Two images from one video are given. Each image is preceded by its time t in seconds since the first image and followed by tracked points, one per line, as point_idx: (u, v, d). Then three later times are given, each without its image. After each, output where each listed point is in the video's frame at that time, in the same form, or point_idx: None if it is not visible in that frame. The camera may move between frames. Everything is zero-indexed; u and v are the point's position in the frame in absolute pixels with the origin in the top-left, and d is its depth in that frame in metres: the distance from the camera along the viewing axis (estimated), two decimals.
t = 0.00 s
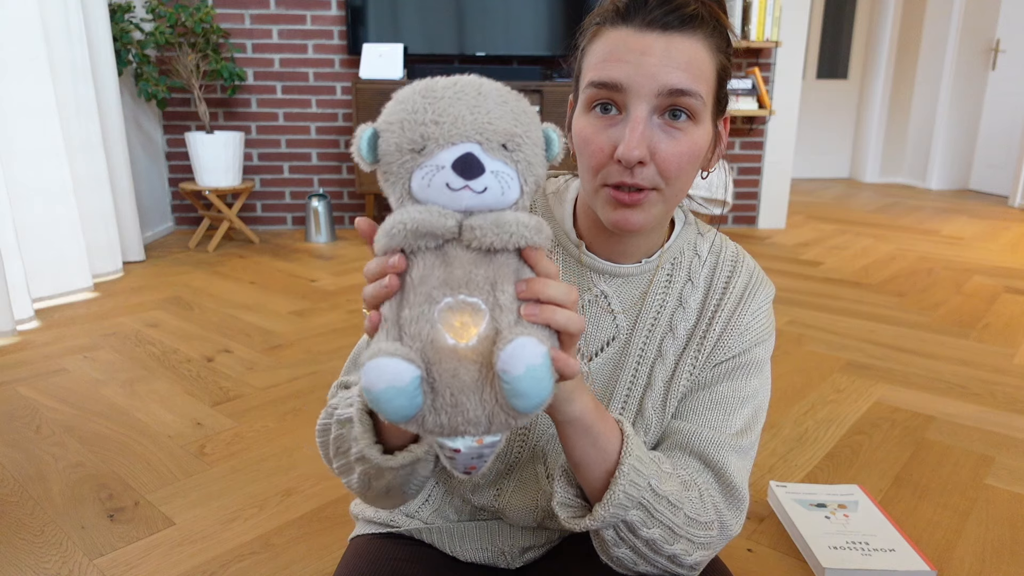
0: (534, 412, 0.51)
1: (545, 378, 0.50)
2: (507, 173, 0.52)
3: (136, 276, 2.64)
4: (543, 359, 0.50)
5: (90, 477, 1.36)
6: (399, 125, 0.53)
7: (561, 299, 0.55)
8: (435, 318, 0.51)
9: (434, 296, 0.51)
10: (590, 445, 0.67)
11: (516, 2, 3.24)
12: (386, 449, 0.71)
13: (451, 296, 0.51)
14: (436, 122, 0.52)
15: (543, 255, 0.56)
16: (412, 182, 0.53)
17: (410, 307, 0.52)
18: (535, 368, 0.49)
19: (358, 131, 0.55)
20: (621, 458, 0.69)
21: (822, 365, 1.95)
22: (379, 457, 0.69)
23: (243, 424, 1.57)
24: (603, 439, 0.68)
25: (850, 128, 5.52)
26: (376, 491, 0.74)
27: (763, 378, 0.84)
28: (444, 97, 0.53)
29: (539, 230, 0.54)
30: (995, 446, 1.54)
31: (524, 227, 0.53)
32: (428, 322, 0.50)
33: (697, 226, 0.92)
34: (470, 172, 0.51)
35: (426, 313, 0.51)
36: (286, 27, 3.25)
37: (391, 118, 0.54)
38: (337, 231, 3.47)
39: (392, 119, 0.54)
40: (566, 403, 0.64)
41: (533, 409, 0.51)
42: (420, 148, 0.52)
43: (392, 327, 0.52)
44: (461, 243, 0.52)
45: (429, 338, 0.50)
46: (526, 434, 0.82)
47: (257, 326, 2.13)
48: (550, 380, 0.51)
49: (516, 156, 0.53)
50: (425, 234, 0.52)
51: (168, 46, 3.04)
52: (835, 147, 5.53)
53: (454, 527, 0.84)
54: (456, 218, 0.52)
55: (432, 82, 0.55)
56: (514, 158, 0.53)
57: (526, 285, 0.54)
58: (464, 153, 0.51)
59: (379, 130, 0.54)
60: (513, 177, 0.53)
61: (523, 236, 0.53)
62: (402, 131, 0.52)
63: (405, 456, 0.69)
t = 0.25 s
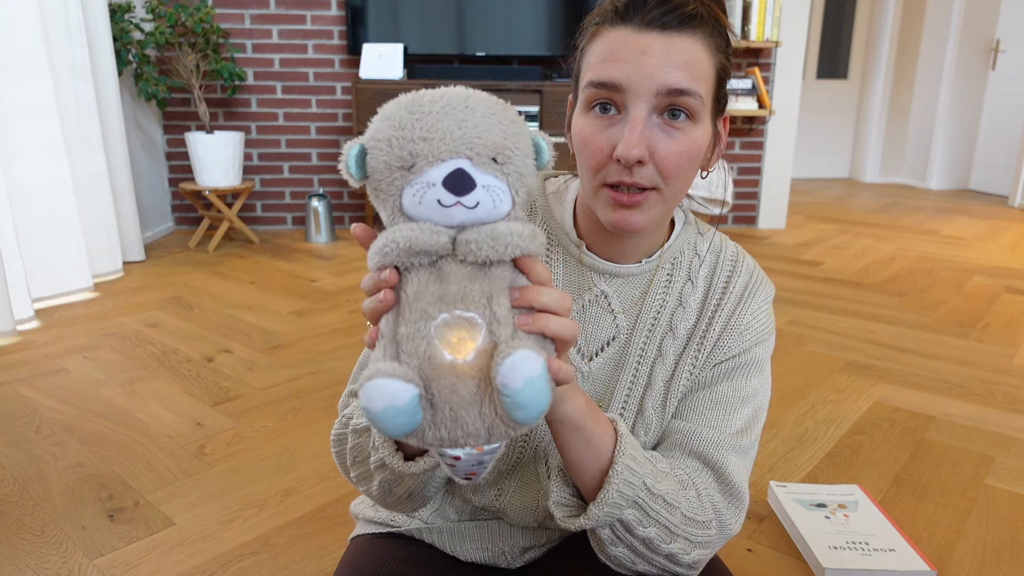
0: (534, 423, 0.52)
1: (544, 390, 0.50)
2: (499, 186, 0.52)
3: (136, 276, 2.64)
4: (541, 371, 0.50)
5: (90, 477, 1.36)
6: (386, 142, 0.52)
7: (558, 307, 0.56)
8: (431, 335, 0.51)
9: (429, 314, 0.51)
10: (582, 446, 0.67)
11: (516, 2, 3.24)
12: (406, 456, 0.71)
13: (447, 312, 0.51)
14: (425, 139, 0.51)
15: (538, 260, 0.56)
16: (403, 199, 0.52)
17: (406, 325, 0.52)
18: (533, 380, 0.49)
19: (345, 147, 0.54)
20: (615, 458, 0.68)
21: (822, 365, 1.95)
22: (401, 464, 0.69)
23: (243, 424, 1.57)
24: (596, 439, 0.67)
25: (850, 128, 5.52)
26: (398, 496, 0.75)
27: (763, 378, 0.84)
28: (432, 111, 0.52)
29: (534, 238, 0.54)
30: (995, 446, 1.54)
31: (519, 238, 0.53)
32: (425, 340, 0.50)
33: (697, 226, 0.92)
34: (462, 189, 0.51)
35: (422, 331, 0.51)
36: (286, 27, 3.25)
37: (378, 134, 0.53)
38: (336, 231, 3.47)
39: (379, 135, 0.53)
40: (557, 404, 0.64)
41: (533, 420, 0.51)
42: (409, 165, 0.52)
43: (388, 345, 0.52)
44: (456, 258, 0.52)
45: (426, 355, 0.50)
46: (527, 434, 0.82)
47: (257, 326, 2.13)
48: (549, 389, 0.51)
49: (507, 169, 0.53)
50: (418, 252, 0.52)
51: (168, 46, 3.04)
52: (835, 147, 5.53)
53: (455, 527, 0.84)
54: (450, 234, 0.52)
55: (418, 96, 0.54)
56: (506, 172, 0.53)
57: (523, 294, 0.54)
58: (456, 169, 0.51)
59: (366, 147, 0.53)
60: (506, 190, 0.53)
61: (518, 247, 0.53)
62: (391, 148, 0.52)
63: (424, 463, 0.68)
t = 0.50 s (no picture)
0: (530, 421, 0.52)
1: (541, 388, 0.50)
2: (503, 184, 0.52)
3: (136, 276, 2.64)
4: (539, 370, 0.50)
5: (90, 477, 1.36)
6: (391, 136, 0.52)
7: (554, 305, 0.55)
8: (430, 328, 0.51)
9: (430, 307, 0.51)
10: (579, 443, 0.67)
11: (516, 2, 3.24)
12: (406, 454, 0.72)
13: (447, 305, 0.51)
14: (430, 133, 0.51)
15: (538, 259, 0.56)
16: (406, 193, 0.52)
17: (406, 317, 0.52)
18: (531, 378, 0.49)
19: (350, 140, 0.54)
20: (613, 456, 0.68)
21: (822, 365, 1.95)
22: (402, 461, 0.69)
23: (243, 424, 1.57)
24: (593, 437, 0.67)
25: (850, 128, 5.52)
26: (398, 495, 0.75)
27: (763, 378, 0.84)
28: (438, 107, 0.52)
29: (537, 237, 0.54)
30: (995, 446, 1.54)
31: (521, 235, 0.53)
32: (424, 333, 0.51)
33: (698, 226, 0.92)
34: (466, 185, 0.51)
35: (422, 323, 0.51)
36: (286, 27, 3.25)
37: (383, 127, 0.53)
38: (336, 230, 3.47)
39: (384, 129, 0.53)
40: (555, 402, 0.64)
41: (529, 417, 0.51)
42: (414, 159, 0.52)
43: (388, 336, 0.52)
44: (456, 253, 0.52)
45: (425, 348, 0.50)
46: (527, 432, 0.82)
47: (257, 326, 2.13)
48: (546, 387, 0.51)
49: (512, 167, 0.53)
50: (420, 244, 0.52)
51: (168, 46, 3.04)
52: (835, 147, 5.53)
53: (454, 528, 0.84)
54: (452, 228, 0.52)
55: (425, 90, 0.54)
56: (510, 170, 0.53)
57: (524, 292, 0.54)
58: (460, 164, 0.51)
59: (371, 139, 0.53)
60: (509, 188, 0.53)
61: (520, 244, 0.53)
62: (396, 142, 0.52)
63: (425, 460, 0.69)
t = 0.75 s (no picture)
0: (532, 428, 0.52)
1: (544, 395, 0.50)
2: (508, 186, 0.52)
3: (136, 276, 2.63)
4: (543, 376, 0.50)
5: (90, 477, 1.36)
6: (395, 136, 0.52)
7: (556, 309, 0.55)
8: (434, 332, 0.50)
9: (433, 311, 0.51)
10: (579, 446, 0.67)
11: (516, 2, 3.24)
12: (405, 454, 0.71)
13: (451, 309, 0.51)
14: (435, 134, 0.51)
15: (540, 261, 0.56)
16: (410, 195, 0.52)
17: (410, 321, 0.52)
18: (534, 385, 0.49)
19: (353, 140, 0.54)
20: (614, 459, 0.68)
21: (822, 365, 1.95)
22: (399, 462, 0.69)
23: (243, 424, 1.57)
24: (594, 440, 0.67)
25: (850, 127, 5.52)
26: (396, 495, 0.75)
27: (764, 378, 0.84)
28: (443, 108, 0.52)
29: (541, 241, 0.54)
30: (995, 446, 1.54)
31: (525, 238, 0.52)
32: (428, 337, 0.50)
33: (699, 226, 0.92)
34: (471, 187, 0.51)
35: (426, 327, 0.51)
36: (286, 27, 3.25)
37: (387, 127, 0.53)
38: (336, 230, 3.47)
39: (388, 130, 0.53)
40: (555, 405, 0.64)
41: (530, 423, 0.51)
42: (419, 160, 0.52)
43: (391, 340, 0.52)
44: (460, 256, 0.52)
45: (428, 353, 0.50)
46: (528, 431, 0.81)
47: (257, 326, 2.13)
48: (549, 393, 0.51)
49: (517, 169, 0.53)
50: (424, 247, 0.52)
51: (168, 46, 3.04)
52: (835, 147, 5.54)
53: (454, 528, 0.84)
54: (456, 231, 0.52)
55: (430, 91, 0.54)
56: (515, 171, 0.53)
57: (527, 296, 0.54)
58: (465, 167, 0.51)
59: (375, 139, 0.53)
60: (513, 190, 0.53)
61: (524, 247, 0.53)
62: (400, 143, 0.52)
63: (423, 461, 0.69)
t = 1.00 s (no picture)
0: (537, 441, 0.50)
1: (551, 408, 0.49)
2: (500, 190, 0.50)
3: (136, 276, 2.64)
4: (547, 390, 0.48)
5: (89, 477, 1.36)
6: (380, 142, 0.50)
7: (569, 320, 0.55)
8: (432, 348, 0.48)
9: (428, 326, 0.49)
10: (596, 458, 0.67)
11: (516, 2, 3.24)
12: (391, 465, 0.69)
13: (450, 323, 0.49)
14: (422, 139, 0.49)
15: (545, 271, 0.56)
16: (396, 203, 0.50)
17: (406, 336, 0.50)
18: (543, 403, 0.47)
19: (334, 146, 0.52)
20: (629, 470, 0.68)
21: (822, 366, 1.95)
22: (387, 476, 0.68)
23: (242, 424, 1.57)
24: (610, 451, 0.67)
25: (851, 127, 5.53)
26: (385, 502, 0.73)
27: (765, 377, 0.84)
28: (428, 110, 0.50)
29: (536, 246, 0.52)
30: (995, 446, 1.54)
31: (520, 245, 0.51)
32: (426, 353, 0.48)
33: (700, 224, 0.92)
34: (461, 193, 0.48)
35: (423, 343, 0.49)
36: (286, 27, 3.25)
37: (370, 132, 0.51)
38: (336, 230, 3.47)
39: (372, 135, 0.51)
40: (574, 419, 0.64)
41: (535, 438, 0.49)
42: (405, 167, 0.49)
43: (389, 356, 0.50)
44: (453, 266, 0.50)
45: (428, 371, 0.48)
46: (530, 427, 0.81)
47: (257, 326, 2.13)
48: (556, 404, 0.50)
49: (508, 172, 0.51)
50: (417, 258, 0.50)
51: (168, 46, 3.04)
52: (835, 147, 5.54)
53: (453, 528, 0.84)
54: (448, 239, 0.50)
55: (412, 92, 0.52)
56: (506, 174, 0.51)
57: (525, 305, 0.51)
58: (454, 172, 0.49)
59: (357, 145, 0.51)
60: (504, 194, 0.51)
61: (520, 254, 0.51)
62: (385, 149, 0.50)
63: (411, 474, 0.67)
